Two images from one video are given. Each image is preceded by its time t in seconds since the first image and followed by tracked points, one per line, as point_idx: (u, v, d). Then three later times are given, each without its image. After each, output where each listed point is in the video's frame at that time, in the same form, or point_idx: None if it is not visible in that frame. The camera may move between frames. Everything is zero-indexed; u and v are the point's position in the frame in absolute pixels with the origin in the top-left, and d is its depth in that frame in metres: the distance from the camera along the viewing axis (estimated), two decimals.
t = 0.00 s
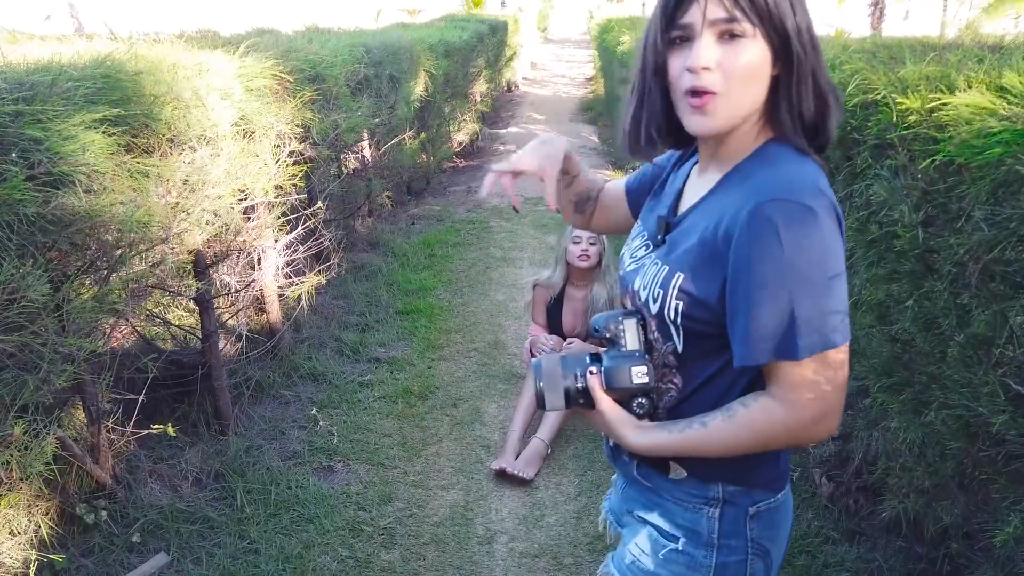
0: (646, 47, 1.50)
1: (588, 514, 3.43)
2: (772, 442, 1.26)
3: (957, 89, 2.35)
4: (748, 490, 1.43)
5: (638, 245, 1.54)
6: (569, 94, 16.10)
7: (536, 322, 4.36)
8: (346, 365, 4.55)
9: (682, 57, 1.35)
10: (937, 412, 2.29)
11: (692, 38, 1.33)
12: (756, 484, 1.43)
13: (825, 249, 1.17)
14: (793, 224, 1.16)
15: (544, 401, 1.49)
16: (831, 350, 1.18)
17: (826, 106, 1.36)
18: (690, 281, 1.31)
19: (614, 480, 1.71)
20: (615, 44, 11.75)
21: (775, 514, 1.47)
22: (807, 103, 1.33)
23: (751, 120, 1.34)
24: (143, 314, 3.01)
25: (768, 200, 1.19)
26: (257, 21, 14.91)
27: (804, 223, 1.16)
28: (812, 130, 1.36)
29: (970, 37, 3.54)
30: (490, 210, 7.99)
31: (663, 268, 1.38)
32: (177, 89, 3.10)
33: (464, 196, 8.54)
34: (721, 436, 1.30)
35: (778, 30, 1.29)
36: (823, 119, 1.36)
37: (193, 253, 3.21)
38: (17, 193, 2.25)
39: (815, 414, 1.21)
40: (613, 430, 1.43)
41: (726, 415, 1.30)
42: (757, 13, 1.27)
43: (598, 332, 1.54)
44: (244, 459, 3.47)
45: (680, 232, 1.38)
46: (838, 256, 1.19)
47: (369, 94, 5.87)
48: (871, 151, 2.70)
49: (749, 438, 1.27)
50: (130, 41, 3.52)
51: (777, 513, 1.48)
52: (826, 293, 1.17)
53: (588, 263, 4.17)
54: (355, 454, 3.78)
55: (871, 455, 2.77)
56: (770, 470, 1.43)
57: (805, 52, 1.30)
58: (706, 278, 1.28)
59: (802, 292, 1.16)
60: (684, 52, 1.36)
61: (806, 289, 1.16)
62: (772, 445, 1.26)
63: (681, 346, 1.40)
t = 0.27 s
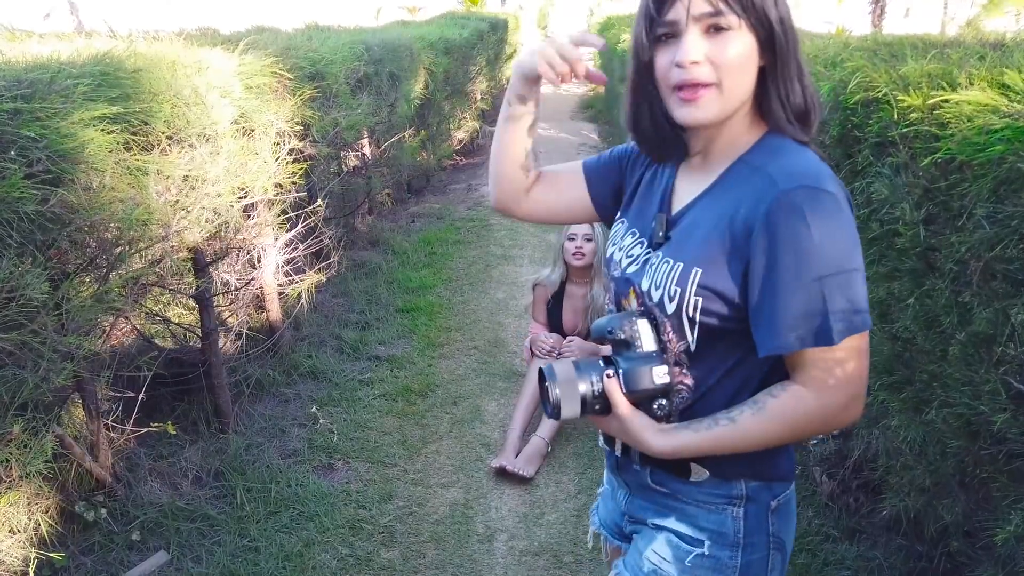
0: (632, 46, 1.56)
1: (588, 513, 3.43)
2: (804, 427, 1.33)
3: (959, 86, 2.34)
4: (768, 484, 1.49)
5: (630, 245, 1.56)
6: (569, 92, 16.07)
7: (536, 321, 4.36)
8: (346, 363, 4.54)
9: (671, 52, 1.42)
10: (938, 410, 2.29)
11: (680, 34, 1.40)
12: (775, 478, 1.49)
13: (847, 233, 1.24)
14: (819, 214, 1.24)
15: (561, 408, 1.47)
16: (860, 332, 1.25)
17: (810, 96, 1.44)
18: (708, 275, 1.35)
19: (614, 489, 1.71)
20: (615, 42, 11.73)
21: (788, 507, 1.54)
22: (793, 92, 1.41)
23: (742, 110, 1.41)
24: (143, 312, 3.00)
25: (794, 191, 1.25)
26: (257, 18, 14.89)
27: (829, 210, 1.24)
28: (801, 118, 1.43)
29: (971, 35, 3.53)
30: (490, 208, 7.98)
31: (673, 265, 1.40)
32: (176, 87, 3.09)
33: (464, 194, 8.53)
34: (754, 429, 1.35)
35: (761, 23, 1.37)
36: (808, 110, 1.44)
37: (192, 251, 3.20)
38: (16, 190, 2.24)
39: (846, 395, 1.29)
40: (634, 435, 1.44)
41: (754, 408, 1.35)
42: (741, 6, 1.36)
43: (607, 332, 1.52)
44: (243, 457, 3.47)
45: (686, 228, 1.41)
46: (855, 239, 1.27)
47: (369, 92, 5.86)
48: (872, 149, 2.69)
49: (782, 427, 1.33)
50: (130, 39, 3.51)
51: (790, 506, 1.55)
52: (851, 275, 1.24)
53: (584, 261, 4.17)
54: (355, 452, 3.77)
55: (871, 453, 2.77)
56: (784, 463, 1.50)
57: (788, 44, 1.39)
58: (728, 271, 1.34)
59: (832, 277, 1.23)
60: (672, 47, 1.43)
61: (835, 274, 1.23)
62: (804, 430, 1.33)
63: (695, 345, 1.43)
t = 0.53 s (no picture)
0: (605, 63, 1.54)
1: (588, 512, 3.41)
2: (827, 418, 1.34)
3: (961, 84, 2.32)
4: (788, 481, 1.49)
5: (628, 254, 1.53)
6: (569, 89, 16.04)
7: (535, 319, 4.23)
8: (345, 362, 4.53)
9: (652, 72, 1.42)
10: (940, 409, 2.27)
11: (659, 53, 1.39)
12: (794, 475, 1.50)
13: (855, 222, 1.26)
14: (828, 205, 1.25)
15: (581, 427, 1.43)
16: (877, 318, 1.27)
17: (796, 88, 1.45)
18: (718, 281, 1.34)
19: (626, 498, 1.68)
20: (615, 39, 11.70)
21: (805, 504, 1.55)
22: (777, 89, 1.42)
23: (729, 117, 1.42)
24: (141, 311, 2.98)
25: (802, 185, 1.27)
26: (256, 15, 14.86)
27: (837, 201, 1.25)
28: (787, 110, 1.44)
29: (973, 32, 3.51)
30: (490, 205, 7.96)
31: (680, 272, 1.38)
32: (173, 84, 3.07)
33: (464, 191, 8.51)
34: (778, 428, 1.36)
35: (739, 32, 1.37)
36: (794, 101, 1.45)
37: (191, 250, 3.18)
38: (13, 188, 2.23)
39: (866, 383, 1.31)
40: (656, 446, 1.41)
41: (776, 407, 1.36)
42: (718, 19, 1.35)
43: (615, 343, 1.48)
44: (242, 456, 3.45)
45: (688, 233, 1.40)
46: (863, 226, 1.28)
47: (368, 89, 5.85)
48: (874, 146, 2.67)
49: (806, 422, 1.35)
50: (127, 36, 3.49)
51: (807, 502, 1.56)
52: (866, 263, 1.26)
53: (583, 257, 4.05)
54: (354, 452, 3.76)
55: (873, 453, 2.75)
56: (801, 459, 1.51)
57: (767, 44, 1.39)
58: (739, 273, 1.33)
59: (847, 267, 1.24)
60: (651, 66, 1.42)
61: (850, 264, 1.24)
62: (827, 422, 1.34)
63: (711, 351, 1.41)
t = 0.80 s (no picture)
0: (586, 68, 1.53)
1: (589, 512, 3.40)
2: (838, 415, 1.33)
3: (963, 82, 2.31)
4: (800, 483, 1.49)
5: (627, 263, 1.52)
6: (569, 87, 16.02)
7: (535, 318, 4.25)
8: (344, 361, 4.51)
9: (638, 73, 1.41)
10: (942, 409, 2.26)
11: (643, 54, 1.39)
12: (806, 476, 1.49)
13: (855, 216, 1.24)
14: (829, 199, 1.24)
15: (594, 440, 1.41)
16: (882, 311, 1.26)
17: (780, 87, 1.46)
18: (722, 281, 1.33)
19: (636, 503, 1.67)
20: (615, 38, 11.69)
21: (818, 504, 1.54)
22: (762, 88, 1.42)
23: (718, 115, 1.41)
24: (140, 310, 2.97)
25: (802, 180, 1.25)
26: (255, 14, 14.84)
27: (837, 195, 1.24)
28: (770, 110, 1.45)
29: (974, 30, 3.50)
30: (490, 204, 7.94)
31: (682, 276, 1.37)
32: (172, 82, 3.06)
33: (464, 190, 8.49)
34: (790, 428, 1.34)
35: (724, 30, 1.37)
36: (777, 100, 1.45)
37: (190, 248, 3.17)
38: (11, 186, 2.22)
39: (876, 377, 1.30)
40: (669, 455, 1.38)
41: (786, 407, 1.35)
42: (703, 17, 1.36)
43: (622, 355, 1.45)
44: (241, 455, 3.44)
45: (687, 235, 1.39)
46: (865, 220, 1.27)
47: (368, 87, 5.83)
48: (874, 145, 2.66)
49: (817, 419, 1.33)
50: (126, 34, 3.47)
51: (819, 502, 1.56)
52: (869, 256, 1.24)
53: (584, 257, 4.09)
54: (354, 451, 3.74)
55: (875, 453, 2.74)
56: (812, 460, 1.50)
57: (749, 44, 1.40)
58: (741, 272, 1.32)
59: (852, 261, 1.23)
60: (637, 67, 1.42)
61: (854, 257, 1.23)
62: (839, 419, 1.33)
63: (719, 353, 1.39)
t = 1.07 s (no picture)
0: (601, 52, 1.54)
1: (589, 511, 3.40)
2: (823, 426, 1.31)
3: (964, 80, 2.30)
4: (784, 485, 1.48)
5: (624, 259, 1.52)
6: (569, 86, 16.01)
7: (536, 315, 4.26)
8: (344, 360, 4.51)
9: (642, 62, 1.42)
10: (942, 407, 2.26)
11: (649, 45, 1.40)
12: (790, 479, 1.48)
13: (847, 224, 1.23)
14: (818, 208, 1.22)
15: (571, 431, 1.45)
16: (871, 324, 1.24)
17: (788, 85, 1.44)
18: (706, 284, 1.33)
19: (626, 495, 1.69)
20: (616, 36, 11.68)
21: (805, 509, 1.53)
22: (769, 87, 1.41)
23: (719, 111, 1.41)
24: (141, 309, 2.97)
25: (791, 188, 1.24)
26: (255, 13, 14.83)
27: (827, 204, 1.22)
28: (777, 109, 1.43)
29: (975, 28, 3.49)
30: (490, 203, 7.94)
31: (670, 276, 1.37)
32: (172, 81, 3.06)
33: (464, 189, 8.49)
34: (770, 434, 1.34)
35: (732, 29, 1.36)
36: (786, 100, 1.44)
37: (190, 246, 3.18)
38: (11, 185, 2.22)
39: (863, 391, 1.28)
40: (647, 450, 1.41)
41: (769, 413, 1.34)
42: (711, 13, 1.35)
43: (607, 346, 1.47)
44: (241, 454, 3.44)
45: (678, 236, 1.39)
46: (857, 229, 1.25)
47: (368, 85, 5.83)
48: (875, 142, 2.66)
49: (800, 428, 1.32)
50: (126, 32, 3.47)
51: (807, 507, 1.54)
52: (859, 267, 1.23)
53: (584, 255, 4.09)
54: (354, 450, 3.74)
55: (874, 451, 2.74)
56: (800, 464, 1.49)
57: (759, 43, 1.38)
58: (728, 276, 1.31)
59: (838, 272, 1.22)
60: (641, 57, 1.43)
61: (841, 267, 1.22)
62: (821, 430, 1.32)
63: (705, 352, 1.39)
